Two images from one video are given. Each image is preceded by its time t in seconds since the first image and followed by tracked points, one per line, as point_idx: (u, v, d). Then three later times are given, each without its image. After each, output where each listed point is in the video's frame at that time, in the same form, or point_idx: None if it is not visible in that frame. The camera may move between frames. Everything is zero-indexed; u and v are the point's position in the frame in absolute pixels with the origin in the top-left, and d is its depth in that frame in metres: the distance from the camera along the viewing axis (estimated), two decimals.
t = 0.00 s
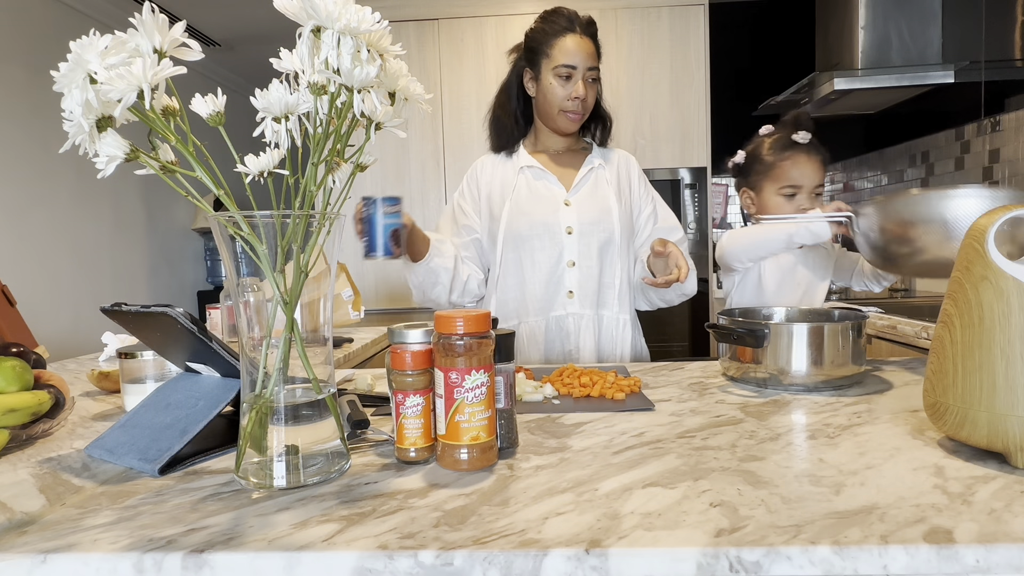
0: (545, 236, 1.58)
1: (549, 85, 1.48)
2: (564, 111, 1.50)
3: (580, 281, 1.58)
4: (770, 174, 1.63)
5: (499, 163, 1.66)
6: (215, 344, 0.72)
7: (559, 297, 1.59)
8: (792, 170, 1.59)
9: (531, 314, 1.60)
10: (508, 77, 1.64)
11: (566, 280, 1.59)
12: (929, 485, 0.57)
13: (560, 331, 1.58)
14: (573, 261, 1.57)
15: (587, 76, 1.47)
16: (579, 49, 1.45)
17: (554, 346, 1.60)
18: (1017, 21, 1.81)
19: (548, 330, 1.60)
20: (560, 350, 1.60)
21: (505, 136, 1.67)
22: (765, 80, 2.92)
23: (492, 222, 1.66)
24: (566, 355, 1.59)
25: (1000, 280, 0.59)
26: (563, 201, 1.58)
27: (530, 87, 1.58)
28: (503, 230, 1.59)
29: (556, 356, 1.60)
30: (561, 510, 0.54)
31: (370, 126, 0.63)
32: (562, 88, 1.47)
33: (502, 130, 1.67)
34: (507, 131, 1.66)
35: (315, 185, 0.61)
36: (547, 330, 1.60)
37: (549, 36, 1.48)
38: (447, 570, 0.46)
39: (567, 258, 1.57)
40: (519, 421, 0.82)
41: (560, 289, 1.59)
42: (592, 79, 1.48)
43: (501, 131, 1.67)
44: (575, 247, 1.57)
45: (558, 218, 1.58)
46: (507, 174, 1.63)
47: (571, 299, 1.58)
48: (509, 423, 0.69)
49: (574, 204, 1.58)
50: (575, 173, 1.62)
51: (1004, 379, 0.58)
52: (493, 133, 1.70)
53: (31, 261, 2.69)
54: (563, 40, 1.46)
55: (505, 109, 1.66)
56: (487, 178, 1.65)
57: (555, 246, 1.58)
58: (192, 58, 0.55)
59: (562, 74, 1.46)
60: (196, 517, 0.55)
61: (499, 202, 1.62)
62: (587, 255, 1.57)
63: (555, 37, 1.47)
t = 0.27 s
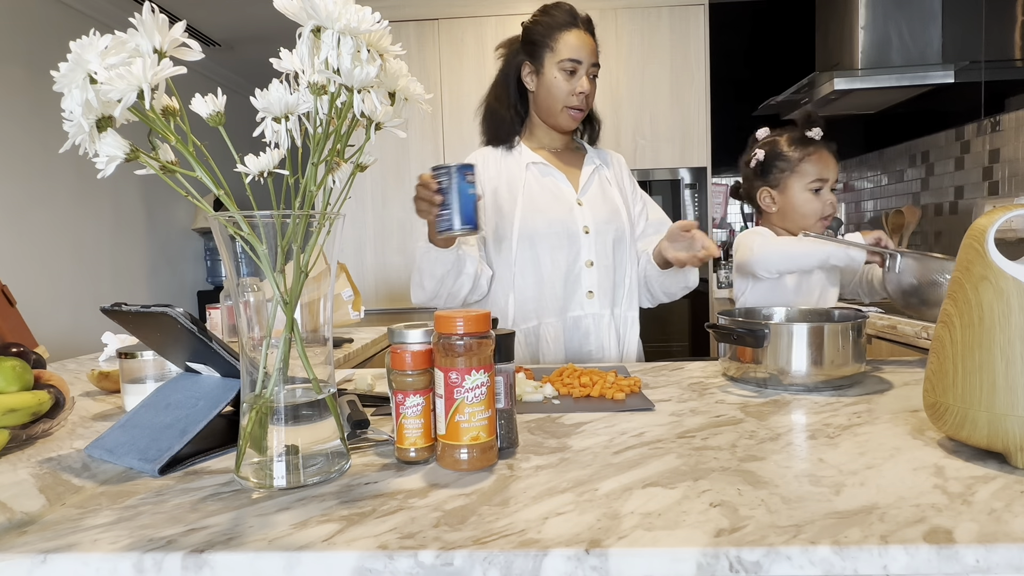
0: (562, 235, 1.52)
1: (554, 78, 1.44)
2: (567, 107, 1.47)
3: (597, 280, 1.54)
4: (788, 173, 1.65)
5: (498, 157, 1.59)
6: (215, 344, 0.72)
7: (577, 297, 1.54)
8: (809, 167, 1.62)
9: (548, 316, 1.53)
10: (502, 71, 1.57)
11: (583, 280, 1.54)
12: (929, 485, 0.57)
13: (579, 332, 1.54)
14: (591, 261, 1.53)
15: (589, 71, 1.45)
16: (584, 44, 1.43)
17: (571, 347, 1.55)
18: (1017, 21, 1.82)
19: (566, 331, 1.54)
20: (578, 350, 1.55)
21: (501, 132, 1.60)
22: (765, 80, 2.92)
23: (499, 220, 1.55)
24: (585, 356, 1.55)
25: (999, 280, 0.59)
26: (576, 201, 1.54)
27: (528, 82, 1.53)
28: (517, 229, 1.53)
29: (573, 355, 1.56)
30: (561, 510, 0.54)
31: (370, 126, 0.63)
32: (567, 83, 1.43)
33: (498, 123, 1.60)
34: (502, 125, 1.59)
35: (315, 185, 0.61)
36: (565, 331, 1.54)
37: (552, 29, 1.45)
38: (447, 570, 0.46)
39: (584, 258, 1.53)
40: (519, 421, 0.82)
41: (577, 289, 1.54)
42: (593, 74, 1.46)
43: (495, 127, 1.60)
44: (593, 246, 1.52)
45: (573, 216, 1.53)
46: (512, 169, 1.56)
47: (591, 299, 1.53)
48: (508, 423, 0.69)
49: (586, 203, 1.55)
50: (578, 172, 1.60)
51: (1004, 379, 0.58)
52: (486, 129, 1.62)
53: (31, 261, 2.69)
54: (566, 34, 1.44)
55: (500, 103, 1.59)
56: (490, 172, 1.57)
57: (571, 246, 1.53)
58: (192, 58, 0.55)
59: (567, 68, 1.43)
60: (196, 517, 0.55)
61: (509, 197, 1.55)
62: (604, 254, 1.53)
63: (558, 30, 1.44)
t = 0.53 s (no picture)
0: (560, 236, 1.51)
1: (554, 66, 1.39)
2: (567, 96, 1.42)
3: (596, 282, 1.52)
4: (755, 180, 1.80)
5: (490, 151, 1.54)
6: (215, 344, 0.72)
7: (575, 299, 1.52)
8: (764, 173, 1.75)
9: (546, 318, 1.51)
10: (495, 59, 1.52)
11: (582, 283, 1.52)
12: (929, 485, 0.57)
13: (578, 335, 1.52)
14: (589, 262, 1.51)
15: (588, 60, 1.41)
16: (583, 33, 1.40)
17: (569, 349, 1.54)
18: (1016, 21, 1.85)
19: (564, 333, 1.53)
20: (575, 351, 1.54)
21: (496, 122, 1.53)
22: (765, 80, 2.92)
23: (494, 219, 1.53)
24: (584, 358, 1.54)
25: (1000, 280, 0.59)
26: (571, 201, 1.53)
27: (523, 71, 1.47)
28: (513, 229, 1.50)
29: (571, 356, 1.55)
30: (562, 510, 0.54)
31: (370, 127, 0.63)
32: (567, 71, 1.39)
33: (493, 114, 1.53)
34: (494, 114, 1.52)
35: (315, 185, 0.61)
36: (563, 333, 1.53)
37: (549, 17, 1.41)
38: (447, 570, 0.46)
39: (583, 260, 1.51)
40: (519, 421, 0.82)
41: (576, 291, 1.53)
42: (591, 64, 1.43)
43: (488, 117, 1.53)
44: (591, 247, 1.51)
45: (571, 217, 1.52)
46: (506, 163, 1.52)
47: (591, 302, 1.51)
48: (508, 423, 0.69)
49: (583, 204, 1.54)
50: (570, 168, 1.60)
51: (1004, 379, 0.58)
52: (478, 121, 1.55)
53: (31, 261, 2.69)
54: (564, 22, 1.40)
55: (493, 92, 1.52)
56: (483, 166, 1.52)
57: (569, 247, 1.52)
58: (192, 58, 0.55)
59: (567, 56, 1.39)
60: (196, 517, 0.55)
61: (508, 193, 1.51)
62: (601, 255, 1.52)
63: (555, 18, 1.40)
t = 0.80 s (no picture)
0: (542, 238, 1.46)
1: (551, 55, 1.34)
2: (564, 85, 1.37)
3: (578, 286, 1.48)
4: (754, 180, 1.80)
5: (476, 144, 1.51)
6: (215, 344, 0.72)
7: (557, 305, 1.48)
8: (761, 172, 1.75)
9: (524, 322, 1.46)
10: (486, 51, 1.48)
11: (564, 287, 1.48)
12: (929, 485, 0.57)
13: (558, 340, 1.48)
14: (573, 267, 1.47)
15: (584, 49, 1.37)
16: (580, 22, 1.35)
17: (549, 355, 1.49)
18: (1016, 21, 1.85)
19: (544, 338, 1.48)
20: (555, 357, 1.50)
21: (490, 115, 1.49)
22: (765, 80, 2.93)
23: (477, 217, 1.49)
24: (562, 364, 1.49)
25: (999, 280, 0.59)
26: (557, 201, 1.48)
27: (517, 62, 1.42)
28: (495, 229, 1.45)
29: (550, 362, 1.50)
30: (562, 510, 0.54)
31: (370, 126, 0.63)
32: (564, 60, 1.34)
33: (485, 109, 1.49)
34: (486, 109, 1.49)
35: (315, 185, 0.61)
36: (542, 338, 1.48)
37: (543, 6, 1.37)
38: (447, 570, 0.46)
39: (567, 263, 1.47)
40: (519, 421, 0.82)
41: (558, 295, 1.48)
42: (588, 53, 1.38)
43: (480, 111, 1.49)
44: (575, 251, 1.47)
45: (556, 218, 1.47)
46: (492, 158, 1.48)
47: (573, 308, 1.47)
48: (508, 422, 0.69)
49: (569, 204, 1.49)
50: (561, 166, 1.54)
51: (1004, 379, 0.58)
52: (470, 113, 1.51)
53: (31, 261, 2.69)
54: (560, 11, 1.35)
55: (486, 85, 1.49)
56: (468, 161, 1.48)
57: (553, 250, 1.47)
58: (192, 58, 0.55)
59: (563, 45, 1.34)
60: (196, 517, 0.55)
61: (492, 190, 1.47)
62: (585, 260, 1.48)
63: (550, 7, 1.36)
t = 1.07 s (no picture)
0: (537, 240, 1.46)
1: (545, 50, 1.34)
2: (558, 82, 1.37)
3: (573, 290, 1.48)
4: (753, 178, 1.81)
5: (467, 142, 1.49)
6: (215, 344, 0.72)
7: (551, 308, 1.48)
8: (758, 171, 1.77)
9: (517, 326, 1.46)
10: (480, 45, 1.47)
11: (558, 290, 1.48)
12: (929, 485, 0.57)
13: (552, 343, 1.48)
14: (567, 269, 1.47)
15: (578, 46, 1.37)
16: (575, 19, 1.36)
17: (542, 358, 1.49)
18: (1017, 21, 1.85)
19: (538, 341, 1.48)
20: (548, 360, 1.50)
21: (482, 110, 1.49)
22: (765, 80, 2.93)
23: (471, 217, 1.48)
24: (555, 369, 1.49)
25: (999, 279, 0.59)
26: (553, 202, 1.48)
27: (511, 56, 1.42)
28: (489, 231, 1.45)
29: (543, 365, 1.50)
30: (562, 510, 0.54)
31: (370, 127, 0.63)
32: (559, 56, 1.34)
33: (477, 103, 1.48)
34: (479, 104, 1.48)
35: (315, 185, 0.61)
36: (535, 341, 1.48)
37: (538, 1, 1.37)
38: (446, 570, 0.46)
39: (561, 265, 1.46)
40: (519, 421, 0.82)
41: (552, 299, 1.48)
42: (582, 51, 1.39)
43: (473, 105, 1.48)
44: (570, 253, 1.47)
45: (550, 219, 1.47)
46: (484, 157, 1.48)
47: (567, 311, 1.47)
48: (508, 422, 0.69)
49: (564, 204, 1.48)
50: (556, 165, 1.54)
51: (1004, 379, 0.58)
52: (462, 107, 1.50)
53: (31, 261, 2.69)
54: (555, 6, 1.36)
55: (479, 79, 1.48)
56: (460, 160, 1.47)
57: (548, 252, 1.47)
58: (192, 58, 0.55)
59: (558, 41, 1.34)
60: (196, 517, 0.55)
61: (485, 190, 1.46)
62: (581, 262, 1.48)
63: (545, 3, 1.37)
